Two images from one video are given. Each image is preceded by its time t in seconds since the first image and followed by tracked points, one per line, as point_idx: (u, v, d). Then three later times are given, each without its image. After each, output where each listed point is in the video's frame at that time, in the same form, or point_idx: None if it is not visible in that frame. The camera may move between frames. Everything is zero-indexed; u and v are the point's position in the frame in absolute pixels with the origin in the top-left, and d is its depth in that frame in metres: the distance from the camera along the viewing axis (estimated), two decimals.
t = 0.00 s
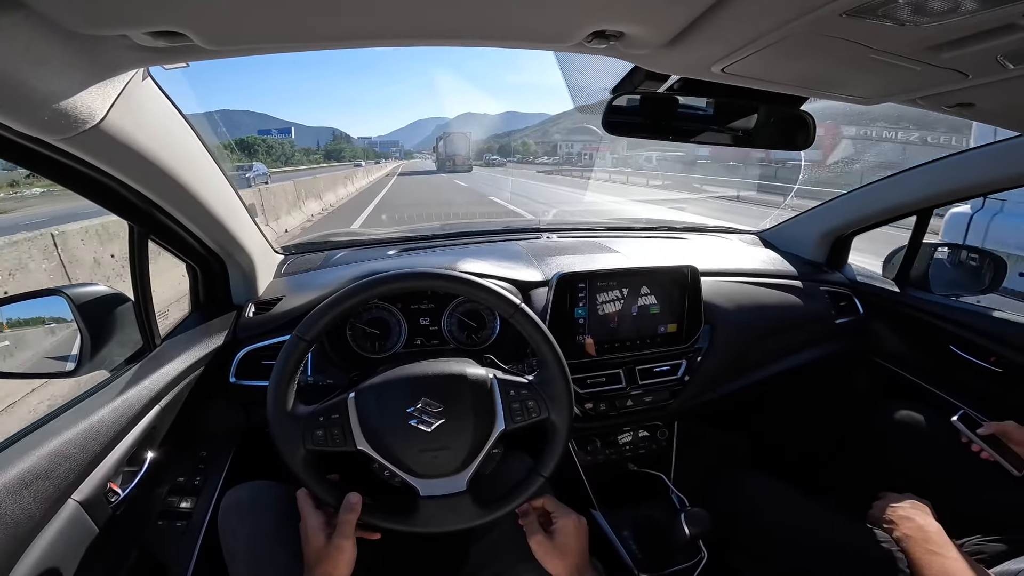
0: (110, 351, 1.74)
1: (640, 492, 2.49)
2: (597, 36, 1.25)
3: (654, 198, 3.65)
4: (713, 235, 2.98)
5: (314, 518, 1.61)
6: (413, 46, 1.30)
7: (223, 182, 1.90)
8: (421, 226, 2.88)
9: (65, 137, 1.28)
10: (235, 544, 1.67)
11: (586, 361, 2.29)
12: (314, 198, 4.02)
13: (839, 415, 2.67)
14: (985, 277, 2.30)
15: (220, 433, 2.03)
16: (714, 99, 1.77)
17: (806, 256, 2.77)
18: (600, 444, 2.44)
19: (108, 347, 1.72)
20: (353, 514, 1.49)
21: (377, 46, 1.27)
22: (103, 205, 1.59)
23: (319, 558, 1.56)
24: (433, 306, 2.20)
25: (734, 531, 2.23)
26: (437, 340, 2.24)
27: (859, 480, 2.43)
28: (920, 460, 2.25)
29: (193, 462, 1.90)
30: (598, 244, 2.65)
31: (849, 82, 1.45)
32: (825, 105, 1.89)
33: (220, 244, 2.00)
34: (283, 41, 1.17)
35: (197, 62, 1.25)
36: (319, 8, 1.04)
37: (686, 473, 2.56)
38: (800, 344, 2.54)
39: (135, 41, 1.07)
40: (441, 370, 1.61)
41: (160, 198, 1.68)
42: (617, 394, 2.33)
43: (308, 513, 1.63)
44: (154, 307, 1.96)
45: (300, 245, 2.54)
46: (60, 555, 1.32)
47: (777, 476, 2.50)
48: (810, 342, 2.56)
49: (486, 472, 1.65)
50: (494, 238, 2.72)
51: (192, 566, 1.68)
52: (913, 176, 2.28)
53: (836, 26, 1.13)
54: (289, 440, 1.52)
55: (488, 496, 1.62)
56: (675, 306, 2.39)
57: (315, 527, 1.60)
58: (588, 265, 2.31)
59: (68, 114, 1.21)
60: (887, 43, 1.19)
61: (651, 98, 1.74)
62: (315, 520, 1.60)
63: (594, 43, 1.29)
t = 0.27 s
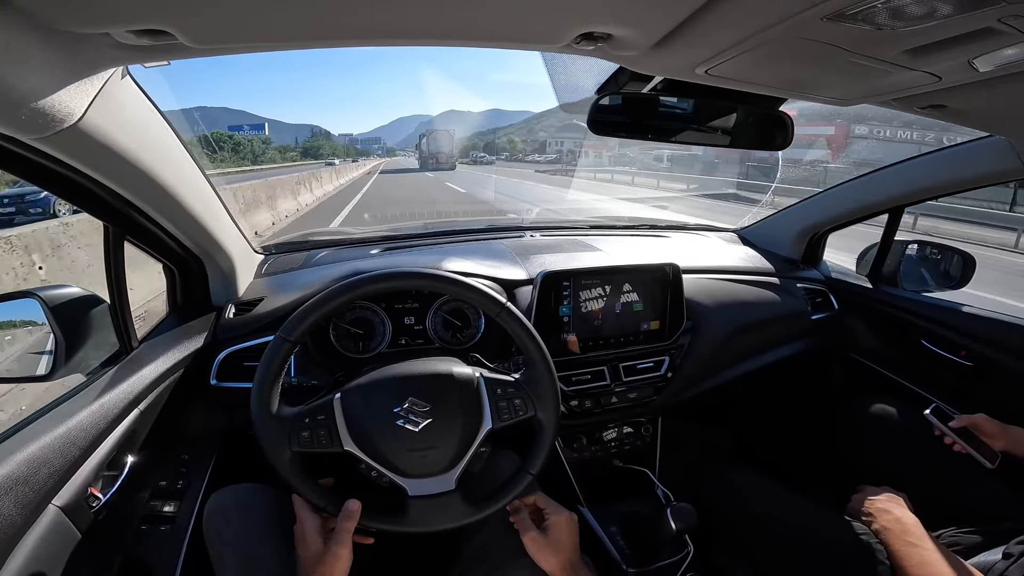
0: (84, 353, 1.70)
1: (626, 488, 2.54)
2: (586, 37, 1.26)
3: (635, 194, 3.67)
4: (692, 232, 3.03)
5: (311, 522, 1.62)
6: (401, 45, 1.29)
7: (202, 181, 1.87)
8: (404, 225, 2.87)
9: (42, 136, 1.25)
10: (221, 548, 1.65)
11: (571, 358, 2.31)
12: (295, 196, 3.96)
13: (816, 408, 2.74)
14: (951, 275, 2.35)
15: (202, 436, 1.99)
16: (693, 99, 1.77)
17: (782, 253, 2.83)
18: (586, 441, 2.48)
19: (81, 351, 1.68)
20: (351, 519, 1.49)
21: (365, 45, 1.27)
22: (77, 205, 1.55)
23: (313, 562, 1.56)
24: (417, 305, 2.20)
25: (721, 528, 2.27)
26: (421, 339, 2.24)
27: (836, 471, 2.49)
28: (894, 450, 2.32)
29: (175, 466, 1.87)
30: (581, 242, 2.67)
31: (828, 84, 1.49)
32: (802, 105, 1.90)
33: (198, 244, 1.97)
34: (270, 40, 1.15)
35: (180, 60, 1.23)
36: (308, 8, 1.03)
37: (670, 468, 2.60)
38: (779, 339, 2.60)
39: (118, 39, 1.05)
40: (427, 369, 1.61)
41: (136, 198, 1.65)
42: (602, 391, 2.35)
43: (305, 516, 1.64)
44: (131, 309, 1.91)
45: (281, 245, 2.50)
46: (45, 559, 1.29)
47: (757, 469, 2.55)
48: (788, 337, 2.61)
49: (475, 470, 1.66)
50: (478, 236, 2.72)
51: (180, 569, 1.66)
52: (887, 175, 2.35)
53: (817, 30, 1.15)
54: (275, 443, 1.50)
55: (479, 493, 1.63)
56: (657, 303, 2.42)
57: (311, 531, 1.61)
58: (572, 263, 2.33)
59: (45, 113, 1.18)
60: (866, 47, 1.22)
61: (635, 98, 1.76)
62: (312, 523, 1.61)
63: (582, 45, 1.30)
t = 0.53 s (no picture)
0: (48, 355, 1.64)
1: (612, 484, 2.58)
2: (567, 28, 1.24)
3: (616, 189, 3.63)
4: (672, 228, 3.06)
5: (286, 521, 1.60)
6: (378, 35, 1.25)
7: (169, 175, 1.80)
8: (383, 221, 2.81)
9: None
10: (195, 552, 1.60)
11: (552, 353, 2.30)
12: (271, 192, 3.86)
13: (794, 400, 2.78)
14: (922, 267, 2.41)
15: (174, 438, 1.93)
16: (673, 93, 1.78)
17: (760, 247, 2.86)
18: (569, 437, 2.46)
19: (44, 353, 1.62)
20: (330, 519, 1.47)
21: (341, 35, 1.23)
22: (36, 201, 1.49)
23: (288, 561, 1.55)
24: (396, 301, 2.16)
25: (702, 518, 2.29)
26: (401, 336, 2.20)
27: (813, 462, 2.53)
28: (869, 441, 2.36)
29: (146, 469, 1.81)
30: (563, 238, 2.65)
31: (807, 78, 1.49)
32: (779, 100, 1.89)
33: (167, 241, 1.90)
34: (240, 28, 1.11)
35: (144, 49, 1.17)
36: None
37: (652, 463, 2.61)
38: (757, 332, 2.62)
39: (76, 27, 0.99)
40: (406, 365, 1.58)
41: (100, 193, 1.58)
42: (584, 386, 2.34)
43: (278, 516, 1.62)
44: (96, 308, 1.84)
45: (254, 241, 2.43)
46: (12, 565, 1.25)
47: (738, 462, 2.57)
48: (765, 330, 2.64)
49: (459, 467, 1.64)
50: (458, 232, 2.68)
51: (152, 574, 1.60)
52: (861, 170, 2.38)
53: (797, 21, 1.15)
54: (251, 444, 1.46)
55: (464, 491, 1.61)
56: (637, 297, 2.42)
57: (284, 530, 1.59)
58: (552, 258, 2.31)
59: None
60: (845, 39, 1.22)
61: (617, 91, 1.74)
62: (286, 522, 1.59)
63: (564, 35, 1.27)
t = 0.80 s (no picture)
0: None
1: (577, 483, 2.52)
2: (506, 24, 1.22)
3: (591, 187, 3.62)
4: (639, 226, 3.08)
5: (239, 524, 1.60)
6: (312, 33, 1.23)
7: (106, 175, 1.77)
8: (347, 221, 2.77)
9: None
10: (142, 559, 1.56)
11: (516, 352, 2.28)
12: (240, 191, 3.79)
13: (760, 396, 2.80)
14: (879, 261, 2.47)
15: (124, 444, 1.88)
16: (638, 91, 1.77)
17: (723, 245, 2.89)
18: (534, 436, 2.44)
19: None
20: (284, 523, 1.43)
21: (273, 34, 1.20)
22: None
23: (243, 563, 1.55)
24: (356, 302, 2.13)
25: (667, 514, 2.30)
26: (362, 337, 2.16)
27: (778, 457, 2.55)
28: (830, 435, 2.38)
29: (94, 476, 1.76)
30: (528, 237, 2.63)
31: (754, 73, 1.49)
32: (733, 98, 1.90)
33: (112, 243, 1.86)
34: (161, 25, 1.08)
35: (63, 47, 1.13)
36: None
37: (621, 461, 2.61)
38: (721, 329, 2.64)
39: None
40: (358, 367, 1.55)
41: (30, 193, 1.55)
42: (548, 385, 2.33)
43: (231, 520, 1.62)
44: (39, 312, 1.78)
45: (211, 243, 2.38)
46: None
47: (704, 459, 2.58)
48: (728, 327, 2.66)
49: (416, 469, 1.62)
50: (424, 231, 2.65)
51: None
52: (817, 168, 2.41)
53: (732, 14, 1.14)
54: (197, 451, 1.41)
55: (423, 492, 1.58)
56: (601, 296, 2.43)
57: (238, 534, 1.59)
58: (514, 257, 2.30)
59: None
60: (782, 33, 1.22)
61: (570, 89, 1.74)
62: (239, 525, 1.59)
63: (503, 32, 1.26)
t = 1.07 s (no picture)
0: None
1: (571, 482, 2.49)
2: (500, 11, 1.19)
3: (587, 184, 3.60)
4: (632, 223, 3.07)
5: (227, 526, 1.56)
6: (300, 19, 1.19)
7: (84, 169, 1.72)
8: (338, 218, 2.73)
9: None
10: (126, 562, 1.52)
11: (510, 350, 2.25)
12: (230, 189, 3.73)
13: (755, 392, 2.79)
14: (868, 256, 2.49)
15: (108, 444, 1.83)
16: (636, 85, 1.75)
17: (716, 242, 2.88)
18: (528, 435, 2.41)
19: None
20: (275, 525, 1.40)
21: (259, 19, 1.16)
22: None
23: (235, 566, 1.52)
24: (347, 300, 2.09)
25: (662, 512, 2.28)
26: (353, 335, 2.12)
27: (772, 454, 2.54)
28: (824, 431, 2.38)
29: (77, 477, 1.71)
30: (521, 233, 2.60)
31: (750, 64, 1.47)
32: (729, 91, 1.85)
33: (93, 239, 1.81)
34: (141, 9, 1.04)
35: (39, 32, 1.09)
36: None
37: (615, 460, 2.59)
38: (715, 326, 2.63)
39: None
40: (347, 365, 1.51)
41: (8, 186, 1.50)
42: (542, 383, 2.30)
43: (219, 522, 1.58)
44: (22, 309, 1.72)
45: (197, 240, 2.33)
46: None
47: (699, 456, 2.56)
48: (722, 324, 2.65)
49: (411, 468, 1.59)
50: (416, 229, 2.62)
51: None
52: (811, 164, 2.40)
53: (730, 2, 1.12)
54: (183, 452, 1.37)
55: (417, 492, 1.55)
56: (595, 292, 2.41)
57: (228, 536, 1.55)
58: (507, 253, 2.27)
59: None
60: (780, 22, 1.20)
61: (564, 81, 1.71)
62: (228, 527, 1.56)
63: (497, 20, 1.23)
